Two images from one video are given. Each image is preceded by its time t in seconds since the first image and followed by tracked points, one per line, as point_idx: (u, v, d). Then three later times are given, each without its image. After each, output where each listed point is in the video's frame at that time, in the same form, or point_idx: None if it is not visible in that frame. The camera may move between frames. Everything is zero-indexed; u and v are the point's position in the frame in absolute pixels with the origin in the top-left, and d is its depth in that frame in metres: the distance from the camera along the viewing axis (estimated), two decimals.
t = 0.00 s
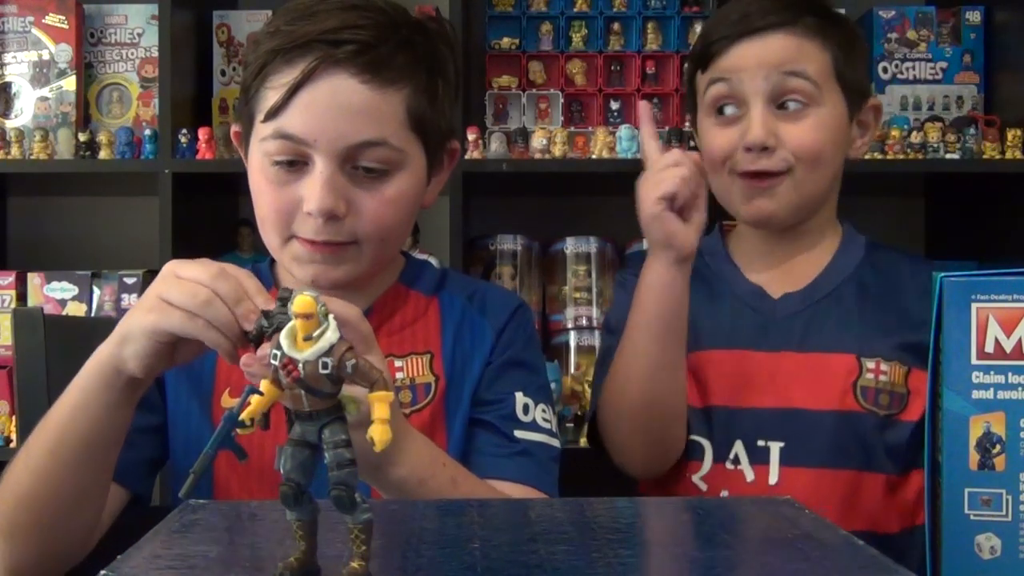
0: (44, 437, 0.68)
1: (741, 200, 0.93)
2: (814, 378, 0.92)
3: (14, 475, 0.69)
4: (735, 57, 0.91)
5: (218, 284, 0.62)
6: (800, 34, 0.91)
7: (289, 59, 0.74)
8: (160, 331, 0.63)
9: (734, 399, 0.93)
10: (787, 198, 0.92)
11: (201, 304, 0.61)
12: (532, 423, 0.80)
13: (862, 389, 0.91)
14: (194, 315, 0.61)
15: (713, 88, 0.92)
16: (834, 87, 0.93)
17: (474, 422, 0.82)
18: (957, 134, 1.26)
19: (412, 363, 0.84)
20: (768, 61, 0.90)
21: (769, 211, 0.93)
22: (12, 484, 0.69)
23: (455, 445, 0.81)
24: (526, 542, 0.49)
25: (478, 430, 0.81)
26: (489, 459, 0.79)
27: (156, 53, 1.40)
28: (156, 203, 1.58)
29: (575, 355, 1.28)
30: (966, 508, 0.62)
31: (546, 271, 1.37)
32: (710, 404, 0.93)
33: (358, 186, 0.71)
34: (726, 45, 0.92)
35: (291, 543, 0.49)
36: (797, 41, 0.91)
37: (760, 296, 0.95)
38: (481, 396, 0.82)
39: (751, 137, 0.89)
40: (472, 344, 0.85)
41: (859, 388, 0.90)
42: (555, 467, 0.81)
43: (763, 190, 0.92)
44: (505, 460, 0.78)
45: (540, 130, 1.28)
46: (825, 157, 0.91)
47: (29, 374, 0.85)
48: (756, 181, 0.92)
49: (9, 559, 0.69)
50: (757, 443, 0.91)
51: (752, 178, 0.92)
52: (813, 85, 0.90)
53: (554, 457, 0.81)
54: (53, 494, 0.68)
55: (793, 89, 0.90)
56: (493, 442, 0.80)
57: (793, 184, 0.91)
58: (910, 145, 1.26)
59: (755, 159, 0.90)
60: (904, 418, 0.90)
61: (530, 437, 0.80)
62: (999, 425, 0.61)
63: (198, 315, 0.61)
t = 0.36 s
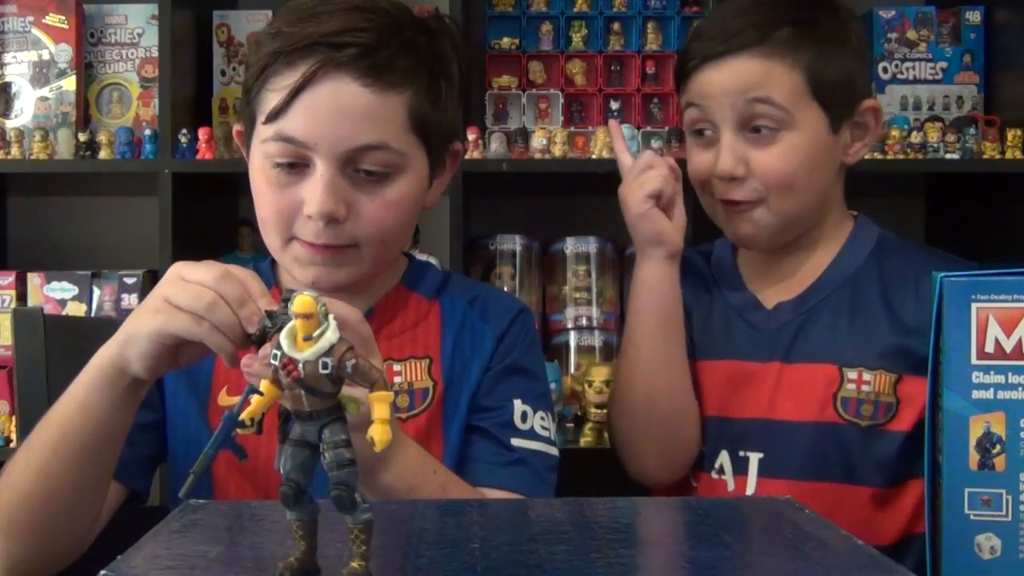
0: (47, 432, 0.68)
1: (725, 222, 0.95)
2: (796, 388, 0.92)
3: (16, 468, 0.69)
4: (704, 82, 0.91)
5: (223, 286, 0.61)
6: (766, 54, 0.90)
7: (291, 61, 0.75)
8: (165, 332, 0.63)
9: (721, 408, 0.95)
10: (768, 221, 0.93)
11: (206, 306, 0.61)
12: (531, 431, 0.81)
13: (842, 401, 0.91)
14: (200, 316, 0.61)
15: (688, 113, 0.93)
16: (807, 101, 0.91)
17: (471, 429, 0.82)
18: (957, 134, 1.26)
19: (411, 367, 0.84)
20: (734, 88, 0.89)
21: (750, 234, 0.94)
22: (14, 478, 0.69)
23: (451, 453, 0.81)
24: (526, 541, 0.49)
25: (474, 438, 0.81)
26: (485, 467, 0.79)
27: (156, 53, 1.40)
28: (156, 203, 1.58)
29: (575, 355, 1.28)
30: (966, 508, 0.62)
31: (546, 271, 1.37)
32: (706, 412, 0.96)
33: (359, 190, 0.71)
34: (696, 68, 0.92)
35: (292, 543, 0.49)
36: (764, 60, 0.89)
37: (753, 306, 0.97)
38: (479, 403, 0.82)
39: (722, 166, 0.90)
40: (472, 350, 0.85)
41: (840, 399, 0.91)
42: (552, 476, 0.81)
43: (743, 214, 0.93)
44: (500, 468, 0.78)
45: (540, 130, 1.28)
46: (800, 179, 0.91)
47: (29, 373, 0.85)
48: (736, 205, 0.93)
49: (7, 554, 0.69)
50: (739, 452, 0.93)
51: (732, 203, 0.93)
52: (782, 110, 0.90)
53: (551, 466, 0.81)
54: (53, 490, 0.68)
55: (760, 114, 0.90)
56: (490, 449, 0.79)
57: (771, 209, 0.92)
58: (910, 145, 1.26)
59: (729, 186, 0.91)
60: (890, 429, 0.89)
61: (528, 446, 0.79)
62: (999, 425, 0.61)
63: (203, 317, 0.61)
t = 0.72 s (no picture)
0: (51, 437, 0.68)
1: (761, 219, 0.94)
2: (798, 393, 0.92)
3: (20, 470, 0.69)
4: (762, 74, 0.90)
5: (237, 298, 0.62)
6: (832, 50, 0.90)
7: (292, 63, 0.75)
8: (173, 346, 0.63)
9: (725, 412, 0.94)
10: (808, 218, 0.93)
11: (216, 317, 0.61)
12: (531, 436, 0.80)
13: (848, 402, 0.91)
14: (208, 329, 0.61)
15: (736, 102, 0.92)
16: (861, 103, 0.92)
17: (471, 433, 0.82)
18: (957, 134, 1.26)
19: (411, 370, 0.84)
20: (796, 85, 0.89)
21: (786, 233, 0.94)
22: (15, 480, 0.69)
23: (450, 458, 0.80)
24: (526, 541, 0.49)
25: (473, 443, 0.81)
26: (483, 473, 0.79)
27: (156, 53, 1.40)
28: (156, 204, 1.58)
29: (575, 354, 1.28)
30: (966, 508, 0.62)
31: (546, 270, 1.37)
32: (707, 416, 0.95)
33: (359, 192, 0.71)
34: (750, 58, 0.91)
35: (292, 543, 0.49)
36: (829, 57, 0.90)
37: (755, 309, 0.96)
38: (480, 407, 0.82)
39: (775, 160, 0.90)
40: (473, 354, 0.85)
41: (845, 401, 0.91)
42: (551, 481, 0.80)
43: (784, 212, 0.93)
44: (498, 475, 0.78)
45: (540, 130, 1.28)
46: (849, 182, 0.92)
47: (29, 374, 0.85)
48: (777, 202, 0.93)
49: (7, 555, 0.69)
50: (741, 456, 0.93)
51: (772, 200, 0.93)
52: (844, 109, 0.90)
53: (550, 473, 0.81)
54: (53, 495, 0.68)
55: (823, 109, 0.90)
56: (490, 455, 0.79)
57: (815, 208, 0.92)
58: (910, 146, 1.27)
59: (774, 180, 0.91)
60: (895, 430, 0.90)
61: (529, 452, 0.79)
62: (999, 425, 0.61)
63: (210, 328, 0.61)
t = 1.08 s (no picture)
0: (65, 456, 0.69)
1: (751, 207, 0.95)
2: (783, 396, 0.92)
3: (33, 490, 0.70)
4: (731, 59, 0.91)
5: (207, 306, 0.63)
6: (799, 28, 0.90)
7: (292, 54, 0.75)
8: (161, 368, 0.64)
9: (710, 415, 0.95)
10: (799, 202, 0.93)
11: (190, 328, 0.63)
12: (532, 430, 0.81)
13: (829, 408, 0.91)
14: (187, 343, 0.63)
15: (711, 94, 0.93)
16: (837, 80, 0.92)
17: (472, 428, 0.82)
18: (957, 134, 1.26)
19: (412, 368, 0.83)
20: (767, 67, 0.90)
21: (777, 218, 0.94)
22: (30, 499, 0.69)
23: (452, 452, 0.81)
24: (527, 542, 0.49)
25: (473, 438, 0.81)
26: (484, 467, 0.79)
27: (156, 54, 1.40)
28: (156, 204, 1.58)
29: (575, 354, 1.28)
30: (966, 508, 0.62)
31: (545, 271, 1.37)
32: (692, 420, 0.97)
33: (358, 182, 0.71)
34: (722, 43, 0.92)
35: (292, 543, 0.49)
36: (798, 36, 0.90)
37: (743, 311, 0.96)
38: (480, 402, 0.82)
39: (752, 144, 0.91)
40: (474, 349, 0.85)
41: (826, 407, 0.91)
42: (552, 476, 0.81)
43: (772, 197, 0.94)
44: (500, 469, 0.79)
45: (540, 130, 1.28)
46: (834, 158, 0.92)
47: (29, 375, 0.85)
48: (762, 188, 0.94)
49: None
50: (727, 461, 0.94)
51: (758, 185, 0.94)
52: (815, 87, 0.90)
53: (552, 467, 0.81)
54: (68, 514, 0.69)
55: (794, 90, 0.90)
56: (491, 450, 0.80)
57: (802, 190, 0.93)
58: (910, 145, 1.26)
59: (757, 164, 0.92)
60: (876, 436, 0.90)
61: (530, 446, 0.80)
62: (999, 425, 0.61)
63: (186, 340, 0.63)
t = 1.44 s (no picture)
0: (82, 471, 0.69)
1: (708, 197, 0.97)
2: (774, 396, 0.92)
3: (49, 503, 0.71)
4: (685, 61, 0.96)
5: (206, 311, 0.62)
6: (740, 24, 0.93)
7: (295, 47, 0.75)
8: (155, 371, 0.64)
9: (704, 416, 0.96)
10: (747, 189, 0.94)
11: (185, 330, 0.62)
12: (532, 432, 0.81)
13: (816, 411, 0.91)
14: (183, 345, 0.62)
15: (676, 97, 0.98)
16: (783, 70, 0.93)
17: (472, 429, 0.82)
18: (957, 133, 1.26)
19: (413, 368, 0.83)
20: (708, 63, 0.93)
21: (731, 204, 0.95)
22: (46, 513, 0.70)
23: (453, 453, 0.81)
24: (527, 542, 0.49)
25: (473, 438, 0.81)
26: (484, 469, 0.79)
27: (156, 54, 1.40)
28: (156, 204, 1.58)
29: (575, 355, 1.28)
30: (966, 509, 0.62)
31: (545, 271, 1.37)
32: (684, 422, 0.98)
33: (361, 173, 0.71)
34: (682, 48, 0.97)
35: (291, 543, 0.49)
36: (739, 31, 0.93)
37: (737, 313, 0.97)
38: (481, 403, 0.82)
39: (700, 137, 0.94)
40: (475, 350, 0.84)
41: (813, 410, 0.91)
42: (552, 478, 0.82)
43: (722, 185, 0.95)
44: (500, 471, 0.79)
45: (540, 130, 1.28)
46: (779, 146, 0.93)
47: (29, 374, 0.85)
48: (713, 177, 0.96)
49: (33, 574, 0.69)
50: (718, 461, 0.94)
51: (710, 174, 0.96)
52: (758, 78, 0.92)
53: (551, 469, 0.82)
54: (83, 527, 0.69)
55: (736, 84, 0.93)
56: (491, 451, 0.80)
57: (746, 176, 0.93)
58: (910, 145, 1.26)
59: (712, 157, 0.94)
60: (864, 440, 0.89)
61: (530, 448, 0.80)
62: (999, 425, 0.61)
63: (178, 335, 0.62)
